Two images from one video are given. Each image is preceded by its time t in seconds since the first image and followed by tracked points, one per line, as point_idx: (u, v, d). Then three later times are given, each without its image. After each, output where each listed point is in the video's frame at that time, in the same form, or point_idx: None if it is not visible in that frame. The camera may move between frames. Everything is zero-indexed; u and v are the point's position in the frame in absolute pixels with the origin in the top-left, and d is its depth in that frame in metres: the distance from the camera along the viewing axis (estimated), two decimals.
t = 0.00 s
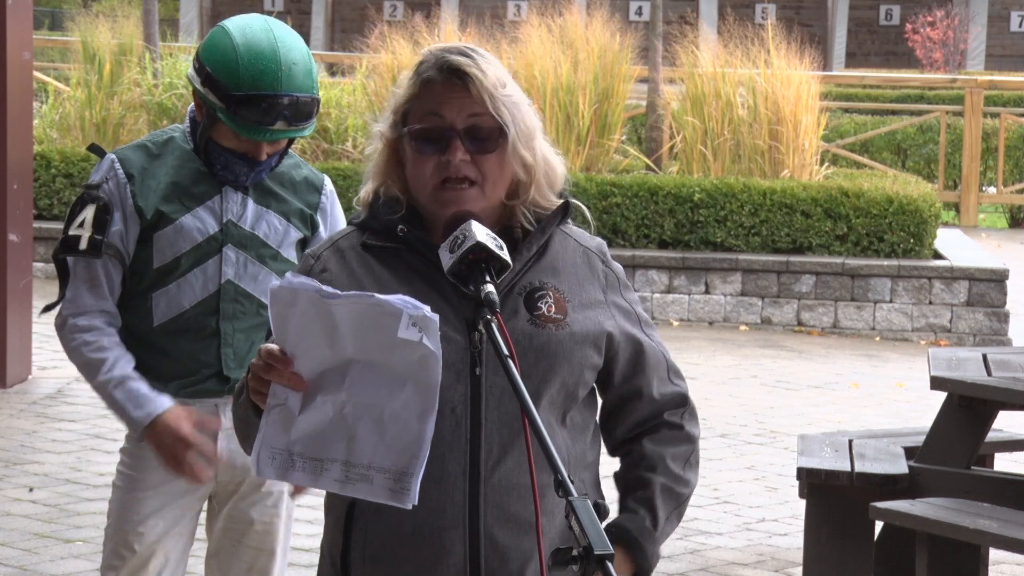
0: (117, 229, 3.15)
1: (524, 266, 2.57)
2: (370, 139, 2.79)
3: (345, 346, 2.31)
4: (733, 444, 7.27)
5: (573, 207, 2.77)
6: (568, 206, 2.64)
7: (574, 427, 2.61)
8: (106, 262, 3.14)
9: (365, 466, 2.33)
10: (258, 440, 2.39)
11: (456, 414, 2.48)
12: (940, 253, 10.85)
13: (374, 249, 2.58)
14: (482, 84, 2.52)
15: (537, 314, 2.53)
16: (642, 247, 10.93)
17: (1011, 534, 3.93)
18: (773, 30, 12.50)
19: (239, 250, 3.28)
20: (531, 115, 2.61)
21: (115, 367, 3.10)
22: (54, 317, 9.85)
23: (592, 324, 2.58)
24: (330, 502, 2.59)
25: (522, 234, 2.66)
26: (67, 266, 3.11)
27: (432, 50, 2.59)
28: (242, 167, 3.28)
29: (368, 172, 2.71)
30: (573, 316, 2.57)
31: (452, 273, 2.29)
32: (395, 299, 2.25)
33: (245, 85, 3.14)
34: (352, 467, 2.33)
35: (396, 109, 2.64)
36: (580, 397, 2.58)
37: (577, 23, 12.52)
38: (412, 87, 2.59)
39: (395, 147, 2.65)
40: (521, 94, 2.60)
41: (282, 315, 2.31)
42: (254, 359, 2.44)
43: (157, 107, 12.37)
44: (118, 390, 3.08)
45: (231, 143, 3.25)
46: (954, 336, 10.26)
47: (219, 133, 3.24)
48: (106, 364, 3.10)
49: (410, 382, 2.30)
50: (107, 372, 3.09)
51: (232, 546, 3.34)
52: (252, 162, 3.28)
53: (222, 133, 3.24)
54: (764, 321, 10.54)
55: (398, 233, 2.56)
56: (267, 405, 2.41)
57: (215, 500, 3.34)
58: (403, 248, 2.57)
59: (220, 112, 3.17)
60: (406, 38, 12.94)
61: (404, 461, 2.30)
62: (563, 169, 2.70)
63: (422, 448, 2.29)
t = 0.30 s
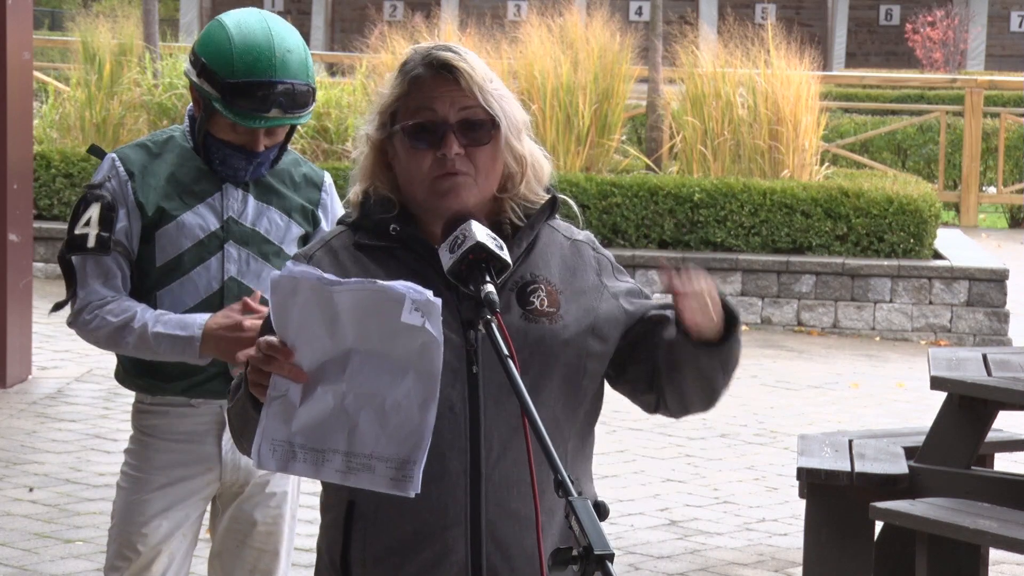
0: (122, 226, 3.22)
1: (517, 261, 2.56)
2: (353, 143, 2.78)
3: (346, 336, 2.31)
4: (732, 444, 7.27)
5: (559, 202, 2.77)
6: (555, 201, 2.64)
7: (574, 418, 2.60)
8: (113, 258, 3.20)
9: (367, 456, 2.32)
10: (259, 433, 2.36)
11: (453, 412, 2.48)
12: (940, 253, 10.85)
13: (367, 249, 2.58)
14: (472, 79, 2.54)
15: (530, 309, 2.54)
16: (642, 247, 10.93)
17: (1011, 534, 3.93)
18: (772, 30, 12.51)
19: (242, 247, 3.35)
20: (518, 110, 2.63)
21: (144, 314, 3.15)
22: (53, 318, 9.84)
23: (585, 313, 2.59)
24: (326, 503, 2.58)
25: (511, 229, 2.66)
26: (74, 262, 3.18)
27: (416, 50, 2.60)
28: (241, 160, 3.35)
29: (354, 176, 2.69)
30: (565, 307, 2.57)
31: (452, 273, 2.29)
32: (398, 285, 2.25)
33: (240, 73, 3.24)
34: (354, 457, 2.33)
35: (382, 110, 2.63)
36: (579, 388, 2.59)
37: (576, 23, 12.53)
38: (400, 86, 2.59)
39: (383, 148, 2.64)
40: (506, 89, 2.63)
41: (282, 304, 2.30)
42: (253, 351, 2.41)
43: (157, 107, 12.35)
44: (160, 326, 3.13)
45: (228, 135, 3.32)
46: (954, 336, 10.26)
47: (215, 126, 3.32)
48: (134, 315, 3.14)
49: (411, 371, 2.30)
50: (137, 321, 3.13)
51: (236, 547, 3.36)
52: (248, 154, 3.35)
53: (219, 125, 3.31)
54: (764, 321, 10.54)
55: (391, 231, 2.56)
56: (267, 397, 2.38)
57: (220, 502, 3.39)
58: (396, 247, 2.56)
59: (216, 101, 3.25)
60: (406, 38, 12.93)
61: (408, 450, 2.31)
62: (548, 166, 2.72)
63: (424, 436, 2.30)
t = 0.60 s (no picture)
0: (121, 222, 3.21)
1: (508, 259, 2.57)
2: (345, 146, 2.78)
3: (331, 334, 2.33)
4: (732, 444, 7.27)
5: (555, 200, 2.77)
6: (547, 199, 2.64)
7: (574, 421, 2.59)
8: (110, 253, 3.19)
9: (354, 453, 2.32)
10: (246, 433, 2.38)
11: (443, 412, 2.48)
12: (940, 253, 10.85)
13: (360, 251, 2.59)
14: (457, 80, 2.53)
15: (520, 307, 2.54)
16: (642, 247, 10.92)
17: (1011, 534, 3.93)
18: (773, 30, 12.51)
19: (241, 243, 3.36)
20: (506, 107, 2.62)
21: (142, 302, 3.13)
22: (54, 317, 9.84)
23: (577, 309, 2.58)
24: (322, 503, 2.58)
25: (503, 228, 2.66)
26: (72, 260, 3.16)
27: (401, 52, 2.60)
28: (240, 155, 3.34)
29: (347, 178, 2.70)
30: (556, 305, 2.57)
31: (452, 274, 2.28)
32: (378, 281, 2.26)
33: (237, 65, 3.24)
34: (342, 455, 2.33)
35: (370, 114, 2.63)
36: (575, 386, 2.58)
37: (576, 23, 12.54)
38: (386, 89, 2.59)
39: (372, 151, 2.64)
40: (494, 86, 2.62)
41: (266, 304, 2.33)
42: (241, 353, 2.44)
43: (157, 107, 12.35)
44: (157, 312, 3.11)
45: (226, 129, 3.31)
46: (954, 336, 10.25)
47: (214, 120, 3.31)
48: (132, 304, 3.12)
49: (396, 367, 2.30)
50: (136, 310, 3.11)
51: (236, 549, 3.35)
52: (247, 147, 3.33)
53: (216, 119, 3.31)
54: (764, 321, 10.55)
55: (381, 233, 2.56)
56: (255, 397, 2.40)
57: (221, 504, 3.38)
58: (387, 248, 2.57)
59: (213, 95, 3.25)
60: (406, 38, 12.94)
61: (394, 446, 2.30)
62: (539, 161, 2.72)
63: (410, 432, 2.29)
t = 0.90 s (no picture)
0: (117, 223, 3.21)
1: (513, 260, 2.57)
2: (354, 138, 2.79)
3: (334, 332, 2.33)
4: (732, 444, 7.27)
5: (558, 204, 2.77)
6: (551, 203, 2.65)
7: (574, 425, 2.60)
8: (106, 254, 3.20)
9: (356, 452, 2.32)
10: (248, 431, 2.36)
11: (444, 411, 2.48)
12: (940, 253, 10.86)
13: (362, 249, 2.58)
14: (461, 86, 2.52)
15: (523, 309, 2.54)
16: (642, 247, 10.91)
17: (1011, 534, 3.93)
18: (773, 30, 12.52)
19: (243, 242, 3.35)
20: (511, 114, 2.60)
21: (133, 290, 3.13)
22: (54, 318, 9.83)
23: (580, 312, 2.58)
24: (321, 502, 2.58)
25: (505, 231, 2.66)
26: (69, 261, 3.17)
27: (411, 51, 2.59)
28: (241, 152, 3.34)
29: (352, 172, 2.71)
30: (558, 308, 2.57)
31: (452, 273, 2.28)
32: (383, 280, 2.27)
33: (232, 60, 3.25)
34: (343, 454, 2.33)
35: (376, 110, 2.63)
36: (576, 388, 2.58)
37: (576, 23, 12.54)
38: (392, 87, 2.59)
39: (376, 147, 2.65)
40: (502, 91, 2.61)
41: (268, 303, 2.31)
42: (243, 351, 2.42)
43: (157, 107, 12.36)
44: (148, 295, 3.10)
45: (226, 125, 3.31)
46: (955, 336, 10.25)
47: (214, 117, 3.31)
48: (125, 293, 3.12)
49: (399, 366, 2.31)
50: (128, 297, 3.11)
51: (237, 550, 3.35)
52: (248, 143, 3.33)
53: (216, 116, 3.31)
54: (764, 321, 10.55)
55: (384, 232, 2.56)
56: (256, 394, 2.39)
57: (222, 504, 3.38)
58: (390, 247, 2.57)
59: (211, 90, 3.26)
60: (405, 39, 12.94)
61: (396, 445, 2.30)
62: (545, 167, 2.71)
63: (413, 432, 2.29)
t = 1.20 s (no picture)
0: (118, 223, 3.24)
1: (516, 261, 2.57)
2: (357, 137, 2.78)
3: (339, 334, 2.33)
4: (732, 443, 7.27)
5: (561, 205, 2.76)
6: (556, 205, 2.64)
7: (576, 426, 2.61)
8: (105, 253, 3.23)
9: (362, 453, 2.33)
10: (253, 432, 2.36)
11: (447, 412, 2.48)
12: (940, 253, 10.86)
13: (364, 250, 2.58)
14: (467, 88, 2.53)
15: (526, 311, 2.54)
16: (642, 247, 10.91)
17: (1011, 534, 3.93)
18: (773, 30, 12.52)
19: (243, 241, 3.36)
20: (516, 116, 2.61)
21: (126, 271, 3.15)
22: (54, 318, 9.83)
23: (583, 314, 2.58)
24: (322, 502, 2.58)
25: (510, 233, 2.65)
26: (68, 260, 3.20)
27: (417, 51, 2.59)
28: (242, 152, 3.32)
29: (355, 172, 2.71)
30: (562, 310, 2.56)
31: (452, 274, 2.28)
32: (389, 283, 2.27)
33: (226, 62, 3.24)
34: (349, 454, 2.34)
35: (381, 110, 2.63)
36: (579, 389, 2.58)
37: (576, 23, 12.54)
38: (398, 88, 2.59)
39: (380, 147, 2.65)
40: (507, 93, 2.61)
41: (274, 305, 2.29)
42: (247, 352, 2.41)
43: (157, 107, 12.36)
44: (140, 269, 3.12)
45: (224, 127, 3.31)
46: (954, 336, 10.26)
47: (213, 120, 3.31)
48: (119, 276, 3.15)
49: (404, 367, 2.33)
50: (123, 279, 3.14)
51: (238, 550, 3.35)
52: (248, 143, 3.30)
53: (215, 119, 3.30)
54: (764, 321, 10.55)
55: (387, 232, 2.56)
56: (261, 396, 2.38)
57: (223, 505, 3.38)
58: (393, 248, 2.56)
59: (207, 94, 3.25)
60: (405, 39, 12.94)
61: (401, 446, 2.32)
62: (549, 168, 2.71)
63: (418, 433, 2.31)
